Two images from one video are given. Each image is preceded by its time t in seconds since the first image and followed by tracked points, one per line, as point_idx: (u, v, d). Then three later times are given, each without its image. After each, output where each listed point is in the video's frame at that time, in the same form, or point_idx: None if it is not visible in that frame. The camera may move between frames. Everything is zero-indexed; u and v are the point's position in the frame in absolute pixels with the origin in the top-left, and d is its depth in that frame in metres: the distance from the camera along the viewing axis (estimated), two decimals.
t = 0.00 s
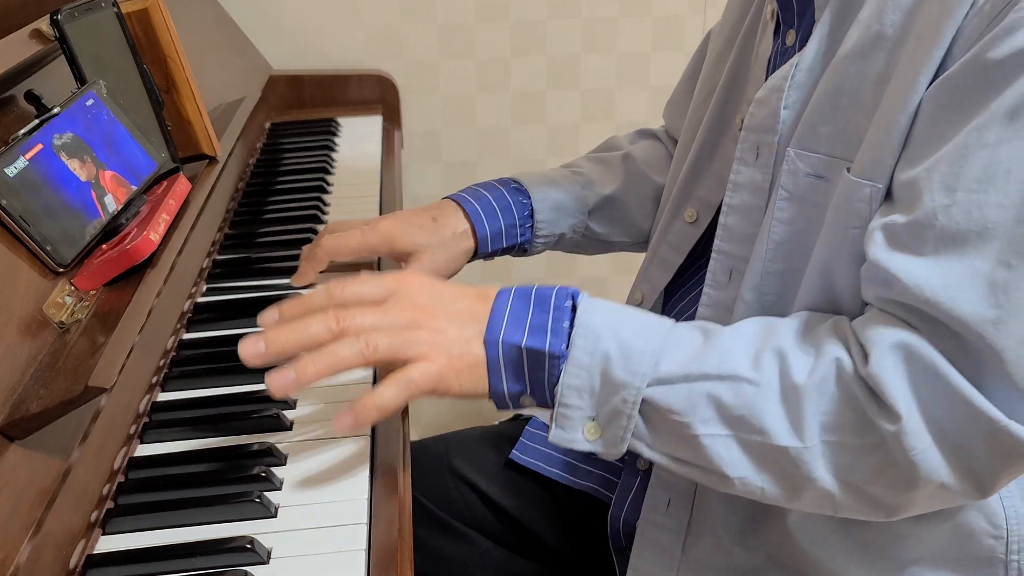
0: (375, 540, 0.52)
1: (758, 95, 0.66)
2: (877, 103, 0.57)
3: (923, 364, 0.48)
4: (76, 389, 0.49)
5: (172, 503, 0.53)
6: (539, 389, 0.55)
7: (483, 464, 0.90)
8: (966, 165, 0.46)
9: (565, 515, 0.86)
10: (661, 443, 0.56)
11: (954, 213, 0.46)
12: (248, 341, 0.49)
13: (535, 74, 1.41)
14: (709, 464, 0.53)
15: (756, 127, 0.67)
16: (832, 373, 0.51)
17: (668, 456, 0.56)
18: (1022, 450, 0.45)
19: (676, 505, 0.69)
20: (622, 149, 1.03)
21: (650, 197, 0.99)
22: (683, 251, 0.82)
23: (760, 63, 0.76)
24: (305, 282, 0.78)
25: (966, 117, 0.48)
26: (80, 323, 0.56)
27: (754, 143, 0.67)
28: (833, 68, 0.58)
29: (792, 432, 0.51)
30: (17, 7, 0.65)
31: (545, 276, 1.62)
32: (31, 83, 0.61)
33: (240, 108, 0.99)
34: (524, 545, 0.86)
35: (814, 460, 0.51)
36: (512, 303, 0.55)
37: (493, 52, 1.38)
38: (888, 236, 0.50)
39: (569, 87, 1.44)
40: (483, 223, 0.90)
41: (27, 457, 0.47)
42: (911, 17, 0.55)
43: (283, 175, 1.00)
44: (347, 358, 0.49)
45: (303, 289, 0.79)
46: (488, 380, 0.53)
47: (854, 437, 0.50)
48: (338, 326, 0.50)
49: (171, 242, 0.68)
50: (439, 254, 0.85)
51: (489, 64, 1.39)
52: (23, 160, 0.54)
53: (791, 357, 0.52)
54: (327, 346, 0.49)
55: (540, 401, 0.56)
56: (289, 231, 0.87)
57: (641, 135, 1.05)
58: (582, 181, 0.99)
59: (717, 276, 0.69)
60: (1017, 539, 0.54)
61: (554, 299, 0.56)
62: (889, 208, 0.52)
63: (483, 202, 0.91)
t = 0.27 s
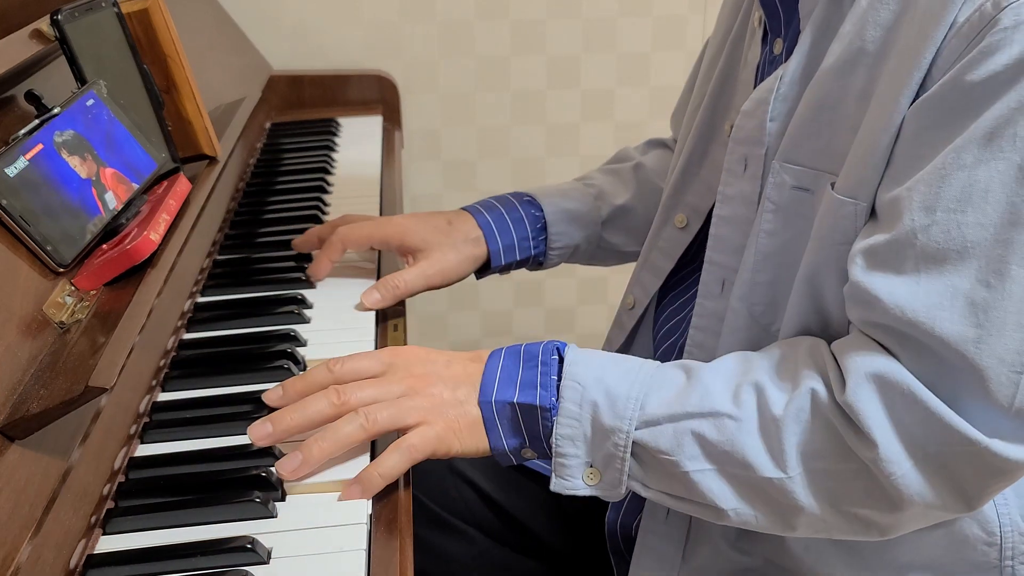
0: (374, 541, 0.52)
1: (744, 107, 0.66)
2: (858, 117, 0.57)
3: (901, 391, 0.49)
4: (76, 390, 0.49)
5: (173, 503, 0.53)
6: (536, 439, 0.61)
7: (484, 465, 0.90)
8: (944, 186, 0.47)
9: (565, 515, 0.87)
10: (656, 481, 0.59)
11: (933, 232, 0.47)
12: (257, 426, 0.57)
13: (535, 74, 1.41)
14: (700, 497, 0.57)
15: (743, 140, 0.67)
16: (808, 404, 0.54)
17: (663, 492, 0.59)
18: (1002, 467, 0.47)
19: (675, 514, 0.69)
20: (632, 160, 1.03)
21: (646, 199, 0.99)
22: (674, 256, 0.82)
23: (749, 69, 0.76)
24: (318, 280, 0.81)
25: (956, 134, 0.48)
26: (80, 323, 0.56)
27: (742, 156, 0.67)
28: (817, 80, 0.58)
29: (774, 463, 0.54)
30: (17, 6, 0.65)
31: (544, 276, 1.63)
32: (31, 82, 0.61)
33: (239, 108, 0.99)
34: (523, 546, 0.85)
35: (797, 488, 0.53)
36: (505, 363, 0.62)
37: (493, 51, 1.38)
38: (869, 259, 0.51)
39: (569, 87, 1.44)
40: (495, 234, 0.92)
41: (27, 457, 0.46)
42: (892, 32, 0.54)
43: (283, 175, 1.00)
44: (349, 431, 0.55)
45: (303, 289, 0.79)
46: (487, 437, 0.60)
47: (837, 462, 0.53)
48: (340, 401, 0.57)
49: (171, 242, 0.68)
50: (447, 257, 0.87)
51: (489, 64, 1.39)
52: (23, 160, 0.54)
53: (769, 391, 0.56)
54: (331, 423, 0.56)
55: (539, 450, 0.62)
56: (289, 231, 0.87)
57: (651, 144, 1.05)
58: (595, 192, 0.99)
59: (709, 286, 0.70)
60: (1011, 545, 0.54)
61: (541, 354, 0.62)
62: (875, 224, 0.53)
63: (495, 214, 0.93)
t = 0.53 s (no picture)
0: (374, 542, 0.52)
1: (743, 107, 0.66)
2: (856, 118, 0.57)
3: (900, 393, 0.49)
4: (76, 390, 0.49)
5: (174, 503, 0.53)
6: (536, 440, 0.61)
7: (484, 465, 0.90)
8: (943, 186, 0.47)
9: (564, 515, 0.87)
10: (655, 482, 0.59)
11: (932, 233, 0.47)
12: (257, 429, 0.57)
13: (535, 74, 1.41)
14: (700, 498, 0.56)
15: (741, 141, 0.67)
16: (807, 406, 0.53)
17: (662, 493, 0.59)
18: (1002, 468, 0.47)
19: (676, 515, 0.69)
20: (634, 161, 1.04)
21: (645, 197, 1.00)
22: (674, 258, 0.82)
23: (747, 71, 0.77)
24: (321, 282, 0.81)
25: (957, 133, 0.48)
26: (80, 323, 0.56)
27: (739, 156, 0.67)
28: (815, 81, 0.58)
29: (773, 464, 0.54)
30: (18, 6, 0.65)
31: (544, 276, 1.63)
32: (31, 82, 0.61)
33: (239, 108, 0.99)
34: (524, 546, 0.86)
35: (796, 489, 0.53)
36: (506, 364, 0.62)
37: (493, 51, 1.38)
38: (867, 260, 0.51)
39: (569, 87, 1.44)
40: (495, 232, 0.92)
41: (27, 457, 0.46)
42: (889, 33, 0.55)
43: (283, 175, 1.00)
44: (349, 434, 0.55)
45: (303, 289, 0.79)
46: (487, 437, 0.60)
47: (836, 464, 0.53)
48: (340, 403, 0.57)
49: (171, 242, 0.68)
50: (447, 255, 0.87)
51: (489, 64, 1.39)
52: (23, 160, 0.54)
53: (768, 392, 0.55)
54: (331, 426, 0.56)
55: (540, 451, 0.62)
56: (288, 231, 0.87)
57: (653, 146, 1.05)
58: (596, 193, 0.99)
59: (708, 287, 0.70)
60: (1012, 546, 0.54)
61: (541, 355, 0.62)
62: (874, 225, 0.53)
63: (495, 213, 0.93)
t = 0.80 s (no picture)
0: (374, 543, 0.51)
1: (741, 106, 0.66)
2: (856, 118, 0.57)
3: (899, 390, 0.49)
4: (76, 390, 0.49)
5: (174, 503, 0.53)
6: (535, 437, 0.61)
7: (483, 465, 0.90)
8: (941, 182, 0.47)
9: (564, 514, 0.87)
10: (654, 480, 0.59)
11: (931, 229, 0.47)
12: (258, 424, 0.57)
13: (535, 74, 1.41)
14: (698, 496, 0.57)
15: (740, 139, 0.67)
16: (804, 404, 0.54)
17: (661, 490, 0.59)
18: (1000, 465, 0.47)
19: (676, 514, 0.69)
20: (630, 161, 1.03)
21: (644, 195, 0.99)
22: (675, 257, 0.83)
23: (747, 71, 0.77)
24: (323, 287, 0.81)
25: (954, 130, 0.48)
26: (80, 323, 0.56)
27: (739, 155, 0.67)
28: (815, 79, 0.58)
29: (770, 462, 0.54)
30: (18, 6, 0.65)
31: (544, 276, 1.63)
32: (31, 82, 0.61)
33: (239, 108, 0.99)
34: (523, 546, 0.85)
35: (793, 487, 0.53)
36: (506, 361, 0.62)
37: (493, 51, 1.38)
38: (866, 257, 0.51)
39: (569, 87, 1.44)
40: (494, 237, 0.92)
41: (27, 457, 0.46)
42: (889, 31, 0.54)
43: (283, 175, 1.00)
44: (347, 428, 0.56)
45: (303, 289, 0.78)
46: (486, 434, 0.60)
47: (835, 462, 0.53)
48: (340, 397, 0.57)
49: (171, 242, 0.68)
50: (445, 263, 0.87)
51: (489, 64, 1.39)
52: (23, 160, 0.54)
53: (766, 390, 0.56)
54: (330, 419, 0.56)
55: (539, 448, 0.62)
56: (288, 232, 0.87)
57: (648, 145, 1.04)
58: (593, 194, 0.99)
59: (708, 286, 0.69)
60: (1011, 545, 0.54)
61: (541, 352, 0.62)
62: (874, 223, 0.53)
63: (494, 217, 0.93)
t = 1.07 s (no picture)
0: (374, 543, 0.51)
1: (742, 94, 0.67)
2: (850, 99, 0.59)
3: (846, 347, 0.52)
4: (76, 390, 0.49)
5: (174, 503, 0.53)
6: (513, 358, 0.65)
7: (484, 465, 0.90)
8: (906, 151, 0.49)
9: (565, 515, 0.86)
10: (613, 414, 0.62)
11: (892, 196, 0.50)
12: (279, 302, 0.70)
13: (535, 74, 1.41)
14: (647, 432, 0.60)
15: (741, 126, 0.68)
16: (760, 355, 0.56)
17: (618, 424, 0.63)
18: (939, 428, 0.49)
19: (671, 504, 0.70)
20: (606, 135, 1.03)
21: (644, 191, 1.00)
22: (675, 249, 0.83)
23: (750, 64, 0.76)
24: (302, 259, 0.82)
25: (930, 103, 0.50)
26: (80, 323, 0.56)
27: (739, 141, 0.68)
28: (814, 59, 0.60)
29: (717, 406, 0.57)
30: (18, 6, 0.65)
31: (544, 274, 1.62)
32: (31, 82, 0.61)
33: (239, 108, 0.99)
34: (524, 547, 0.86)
35: (734, 433, 0.56)
36: (500, 280, 0.66)
37: (493, 51, 1.38)
38: (829, 223, 0.53)
39: (569, 87, 1.44)
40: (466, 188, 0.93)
41: (26, 457, 0.46)
42: (885, 12, 0.56)
43: (283, 175, 1.01)
44: (324, 303, 0.65)
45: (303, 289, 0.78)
46: (468, 346, 0.64)
47: (781, 414, 0.55)
48: (334, 281, 0.66)
49: (171, 242, 0.68)
50: (418, 222, 0.88)
51: (489, 64, 1.39)
52: (23, 160, 0.54)
53: (728, 340, 0.58)
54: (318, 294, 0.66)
55: (516, 369, 0.65)
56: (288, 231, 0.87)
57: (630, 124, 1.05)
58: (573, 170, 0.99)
59: (706, 272, 0.70)
60: (995, 530, 0.55)
61: (532, 278, 0.66)
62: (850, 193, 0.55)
63: (466, 169, 0.94)
